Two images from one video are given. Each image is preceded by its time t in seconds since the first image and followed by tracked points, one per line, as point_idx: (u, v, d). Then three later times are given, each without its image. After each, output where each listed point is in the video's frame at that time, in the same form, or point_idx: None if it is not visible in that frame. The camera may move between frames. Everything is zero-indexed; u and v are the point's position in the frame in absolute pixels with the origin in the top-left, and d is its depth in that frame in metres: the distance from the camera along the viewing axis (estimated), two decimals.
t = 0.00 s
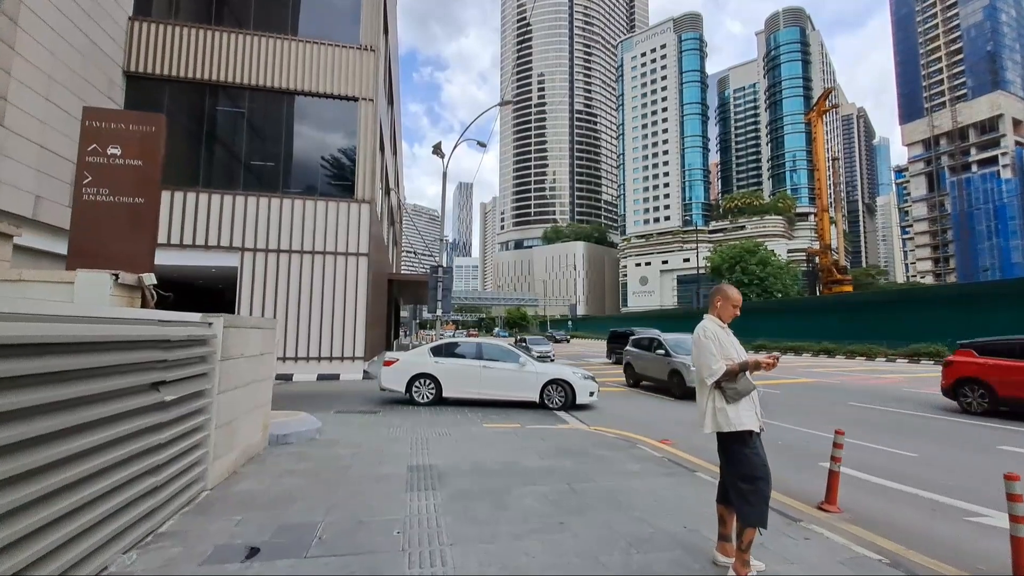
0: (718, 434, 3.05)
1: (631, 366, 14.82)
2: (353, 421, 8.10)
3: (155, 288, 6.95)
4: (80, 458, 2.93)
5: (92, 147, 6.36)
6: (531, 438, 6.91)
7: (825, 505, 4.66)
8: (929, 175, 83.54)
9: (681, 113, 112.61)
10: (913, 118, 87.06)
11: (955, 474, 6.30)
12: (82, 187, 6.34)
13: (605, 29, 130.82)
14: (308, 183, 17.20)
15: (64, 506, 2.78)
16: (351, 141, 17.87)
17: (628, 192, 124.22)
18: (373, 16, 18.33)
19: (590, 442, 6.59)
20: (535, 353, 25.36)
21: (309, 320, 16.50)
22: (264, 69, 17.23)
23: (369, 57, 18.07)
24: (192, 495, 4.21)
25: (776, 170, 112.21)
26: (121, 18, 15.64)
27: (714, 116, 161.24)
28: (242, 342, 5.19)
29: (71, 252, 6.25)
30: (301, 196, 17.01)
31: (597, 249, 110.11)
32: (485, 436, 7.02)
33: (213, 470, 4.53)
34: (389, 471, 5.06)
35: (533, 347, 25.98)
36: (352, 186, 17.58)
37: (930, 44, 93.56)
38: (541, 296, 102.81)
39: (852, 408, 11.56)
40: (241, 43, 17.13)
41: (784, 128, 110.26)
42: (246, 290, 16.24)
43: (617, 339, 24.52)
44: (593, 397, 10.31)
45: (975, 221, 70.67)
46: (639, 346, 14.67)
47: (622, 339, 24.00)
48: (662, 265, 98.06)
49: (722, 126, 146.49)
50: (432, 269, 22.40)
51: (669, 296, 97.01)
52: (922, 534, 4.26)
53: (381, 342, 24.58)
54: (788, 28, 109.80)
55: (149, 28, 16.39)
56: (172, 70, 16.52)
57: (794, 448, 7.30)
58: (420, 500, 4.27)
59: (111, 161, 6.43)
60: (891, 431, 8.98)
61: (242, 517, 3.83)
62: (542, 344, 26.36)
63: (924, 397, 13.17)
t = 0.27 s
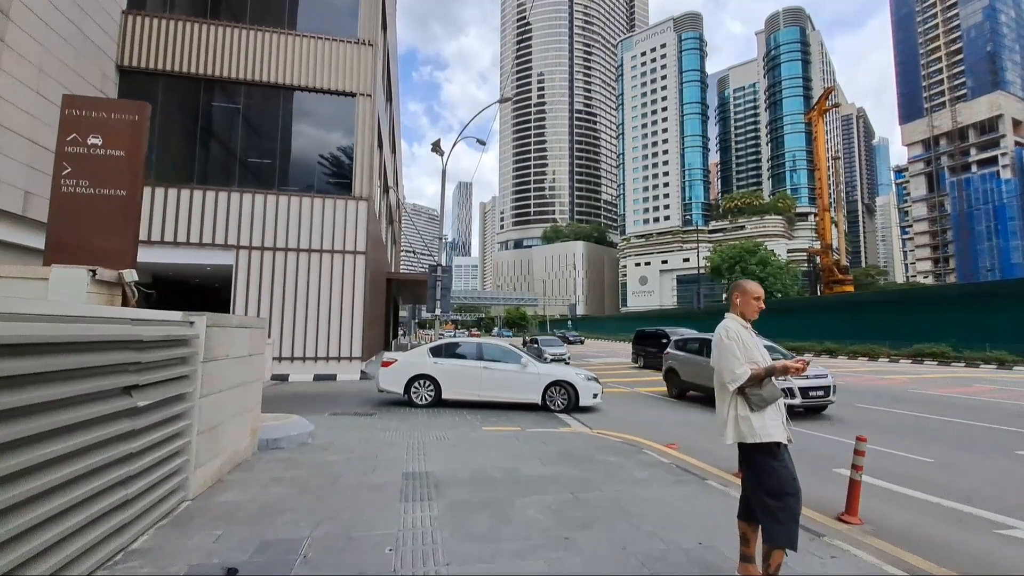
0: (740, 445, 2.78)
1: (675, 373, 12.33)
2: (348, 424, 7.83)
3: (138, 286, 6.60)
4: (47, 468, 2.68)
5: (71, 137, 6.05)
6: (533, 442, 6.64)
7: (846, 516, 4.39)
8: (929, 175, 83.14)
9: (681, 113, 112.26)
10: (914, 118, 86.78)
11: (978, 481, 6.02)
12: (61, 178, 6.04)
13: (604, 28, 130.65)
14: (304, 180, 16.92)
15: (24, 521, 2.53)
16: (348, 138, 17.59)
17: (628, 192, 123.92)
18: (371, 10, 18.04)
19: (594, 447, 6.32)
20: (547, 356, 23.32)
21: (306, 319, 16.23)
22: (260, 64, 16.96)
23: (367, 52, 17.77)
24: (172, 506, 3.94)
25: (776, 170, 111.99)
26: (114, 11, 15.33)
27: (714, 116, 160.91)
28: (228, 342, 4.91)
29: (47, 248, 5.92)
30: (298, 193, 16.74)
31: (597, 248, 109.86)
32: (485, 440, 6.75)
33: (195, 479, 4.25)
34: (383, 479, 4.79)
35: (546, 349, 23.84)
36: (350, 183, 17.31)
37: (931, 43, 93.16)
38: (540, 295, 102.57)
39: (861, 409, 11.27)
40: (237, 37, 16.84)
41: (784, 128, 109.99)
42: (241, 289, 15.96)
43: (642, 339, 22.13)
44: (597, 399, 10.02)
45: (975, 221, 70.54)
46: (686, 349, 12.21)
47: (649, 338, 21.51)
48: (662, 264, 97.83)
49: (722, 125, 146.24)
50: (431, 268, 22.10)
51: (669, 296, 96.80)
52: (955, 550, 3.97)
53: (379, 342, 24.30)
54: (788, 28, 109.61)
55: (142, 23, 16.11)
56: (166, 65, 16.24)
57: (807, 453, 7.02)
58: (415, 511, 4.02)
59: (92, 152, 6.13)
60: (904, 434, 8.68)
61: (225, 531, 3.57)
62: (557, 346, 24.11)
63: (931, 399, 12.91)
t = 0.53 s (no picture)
0: (765, 456, 2.52)
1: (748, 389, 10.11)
2: (342, 427, 7.57)
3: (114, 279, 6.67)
4: (1, 479, 2.44)
5: (49, 126, 5.76)
6: (533, 447, 6.37)
7: (868, 529, 4.11)
8: (930, 176, 82.83)
9: (682, 113, 112.08)
10: (914, 120, 86.40)
11: (1000, 488, 5.74)
12: (36, 168, 5.72)
13: (605, 28, 130.50)
14: (301, 176, 16.65)
15: None
16: (346, 134, 17.31)
17: (628, 193, 123.64)
18: (369, 4, 17.75)
19: (598, 452, 6.05)
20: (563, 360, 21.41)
21: (302, 318, 15.96)
22: (258, 59, 16.71)
23: (365, 47, 17.52)
24: (148, 516, 3.70)
25: (776, 171, 111.67)
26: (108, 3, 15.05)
27: (715, 117, 160.71)
28: (212, 343, 4.65)
29: (23, 242, 5.63)
30: (295, 189, 16.47)
31: (597, 249, 109.58)
32: (484, 445, 6.47)
33: (174, 487, 4.00)
34: (375, 487, 4.53)
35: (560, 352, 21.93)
36: (348, 180, 17.03)
37: (932, 45, 93.02)
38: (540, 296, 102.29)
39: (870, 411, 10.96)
40: (233, 31, 16.56)
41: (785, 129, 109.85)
42: (236, 287, 15.68)
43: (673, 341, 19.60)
44: (600, 402, 9.74)
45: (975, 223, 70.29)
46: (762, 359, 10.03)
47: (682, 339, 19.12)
48: (662, 265, 97.49)
49: (723, 126, 145.99)
50: (430, 266, 21.85)
51: (669, 297, 96.53)
52: (987, 565, 3.70)
53: (378, 342, 24.11)
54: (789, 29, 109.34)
55: (136, 16, 15.83)
56: (161, 59, 15.98)
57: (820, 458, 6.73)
58: (408, 523, 3.75)
59: (71, 141, 5.85)
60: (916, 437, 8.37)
61: (199, 546, 3.30)
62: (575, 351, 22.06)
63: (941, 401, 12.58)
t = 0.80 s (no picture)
0: (800, 472, 2.25)
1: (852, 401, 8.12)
2: (336, 429, 7.28)
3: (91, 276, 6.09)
4: None
5: (21, 110, 5.52)
6: (534, 451, 6.07)
7: (893, 543, 3.84)
8: (931, 176, 82.41)
9: (682, 113, 111.62)
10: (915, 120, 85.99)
11: None
12: (8, 155, 5.50)
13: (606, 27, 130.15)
14: (299, 172, 16.37)
15: None
16: (343, 128, 17.01)
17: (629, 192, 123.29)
18: None
19: (602, 457, 5.77)
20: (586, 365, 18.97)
21: (300, 316, 15.68)
22: (254, 52, 16.43)
23: (363, 40, 17.23)
24: (119, 528, 3.44)
25: (777, 171, 111.23)
26: None
27: (716, 116, 160.31)
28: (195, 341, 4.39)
29: None
30: (292, 185, 16.18)
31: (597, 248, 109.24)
32: (484, 448, 6.20)
33: (148, 498, 3.71)
34: (364, 495, 4.26)
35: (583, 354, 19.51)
36: (345, 176, 16.76)
37: (932, 44, 92.31)
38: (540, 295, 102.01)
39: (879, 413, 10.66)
40: (229, 24, 16.29)
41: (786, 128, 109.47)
42: (232, 285, 15.38)
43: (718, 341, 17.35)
44: (607, 403, 9.44)
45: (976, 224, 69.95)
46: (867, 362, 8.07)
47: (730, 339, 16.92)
48: (662, 265, 97.14)
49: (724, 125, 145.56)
50: (430, 265, 21.53)
51: (669, 297, 96.21)
52: None
53: (377, 342, 23.80)
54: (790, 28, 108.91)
55: (131, 8, 15.55)
56: (156, 52, 15.70)
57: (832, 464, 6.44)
58: (400, 535, 3.48)
59: (45, 125, 5.60)
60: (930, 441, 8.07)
61: (170, 565, 3.02)
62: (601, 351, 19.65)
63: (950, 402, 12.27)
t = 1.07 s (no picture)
0: (853, 491, 2.02)
1: None
2: (332, 431, 6.99)
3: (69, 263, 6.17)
4: None
5: None
6: (539, 456, 5.78)
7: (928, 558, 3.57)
8: (931, 177, 82.25)
9: (682, 112, 111.40)
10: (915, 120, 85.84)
11: None
12: None
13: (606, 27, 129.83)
14: (296, 168, 16.09)
15: None
16: (341, 123, 16.71)
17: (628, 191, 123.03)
18: None
19: (609, 463, 5.47)
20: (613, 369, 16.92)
21: (296, 315, 15.40)
22: (250, 46, 16.14)
23: (361, 34, 16.94)
24: (86, 544, 3.15)
25: (777, 170, 110.98)
26: None
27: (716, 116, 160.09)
28: (176, 339, 4.10)
29: None
30: (289, 181, 15.90)
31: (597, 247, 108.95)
32: (485, 452, 5.90)
33: (118, 511, 3.41)
34: (356, 506, 3.96)
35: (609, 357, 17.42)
36: (342, 172, 16.45)
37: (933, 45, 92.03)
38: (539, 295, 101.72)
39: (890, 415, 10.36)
40: (224, 17, 15.97)
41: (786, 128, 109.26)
42: (226, 283, 15.07)
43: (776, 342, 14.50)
44: (616, 406, 9.15)
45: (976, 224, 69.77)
46: None
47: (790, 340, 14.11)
48: (662, 264, 96.80)
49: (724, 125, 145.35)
50: (429, 263, 21.29)
51: (669, 296, 95.90)
52: None
53: (375, 341, 23.51)
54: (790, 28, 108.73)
55: None
56: (149, 45, 15.38)
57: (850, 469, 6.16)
58: (394, 552, 3.19)
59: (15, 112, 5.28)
60: (947, 445, 7.76)
61: None
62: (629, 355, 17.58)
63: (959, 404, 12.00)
